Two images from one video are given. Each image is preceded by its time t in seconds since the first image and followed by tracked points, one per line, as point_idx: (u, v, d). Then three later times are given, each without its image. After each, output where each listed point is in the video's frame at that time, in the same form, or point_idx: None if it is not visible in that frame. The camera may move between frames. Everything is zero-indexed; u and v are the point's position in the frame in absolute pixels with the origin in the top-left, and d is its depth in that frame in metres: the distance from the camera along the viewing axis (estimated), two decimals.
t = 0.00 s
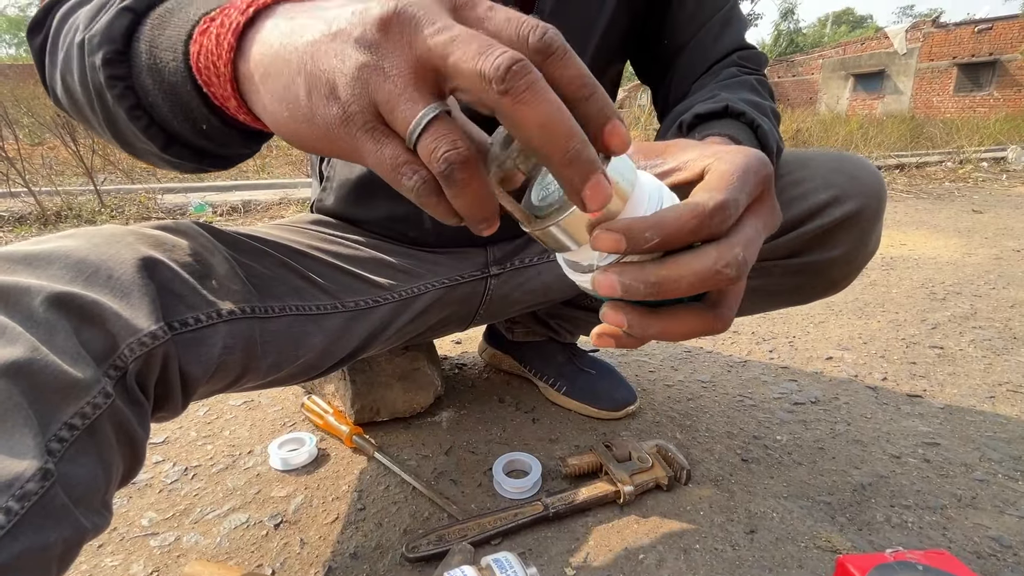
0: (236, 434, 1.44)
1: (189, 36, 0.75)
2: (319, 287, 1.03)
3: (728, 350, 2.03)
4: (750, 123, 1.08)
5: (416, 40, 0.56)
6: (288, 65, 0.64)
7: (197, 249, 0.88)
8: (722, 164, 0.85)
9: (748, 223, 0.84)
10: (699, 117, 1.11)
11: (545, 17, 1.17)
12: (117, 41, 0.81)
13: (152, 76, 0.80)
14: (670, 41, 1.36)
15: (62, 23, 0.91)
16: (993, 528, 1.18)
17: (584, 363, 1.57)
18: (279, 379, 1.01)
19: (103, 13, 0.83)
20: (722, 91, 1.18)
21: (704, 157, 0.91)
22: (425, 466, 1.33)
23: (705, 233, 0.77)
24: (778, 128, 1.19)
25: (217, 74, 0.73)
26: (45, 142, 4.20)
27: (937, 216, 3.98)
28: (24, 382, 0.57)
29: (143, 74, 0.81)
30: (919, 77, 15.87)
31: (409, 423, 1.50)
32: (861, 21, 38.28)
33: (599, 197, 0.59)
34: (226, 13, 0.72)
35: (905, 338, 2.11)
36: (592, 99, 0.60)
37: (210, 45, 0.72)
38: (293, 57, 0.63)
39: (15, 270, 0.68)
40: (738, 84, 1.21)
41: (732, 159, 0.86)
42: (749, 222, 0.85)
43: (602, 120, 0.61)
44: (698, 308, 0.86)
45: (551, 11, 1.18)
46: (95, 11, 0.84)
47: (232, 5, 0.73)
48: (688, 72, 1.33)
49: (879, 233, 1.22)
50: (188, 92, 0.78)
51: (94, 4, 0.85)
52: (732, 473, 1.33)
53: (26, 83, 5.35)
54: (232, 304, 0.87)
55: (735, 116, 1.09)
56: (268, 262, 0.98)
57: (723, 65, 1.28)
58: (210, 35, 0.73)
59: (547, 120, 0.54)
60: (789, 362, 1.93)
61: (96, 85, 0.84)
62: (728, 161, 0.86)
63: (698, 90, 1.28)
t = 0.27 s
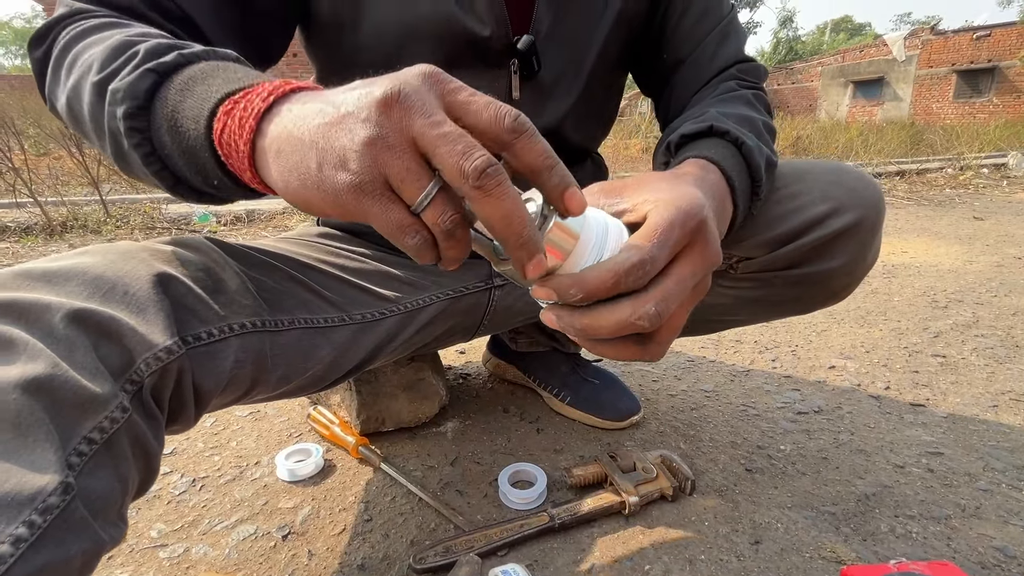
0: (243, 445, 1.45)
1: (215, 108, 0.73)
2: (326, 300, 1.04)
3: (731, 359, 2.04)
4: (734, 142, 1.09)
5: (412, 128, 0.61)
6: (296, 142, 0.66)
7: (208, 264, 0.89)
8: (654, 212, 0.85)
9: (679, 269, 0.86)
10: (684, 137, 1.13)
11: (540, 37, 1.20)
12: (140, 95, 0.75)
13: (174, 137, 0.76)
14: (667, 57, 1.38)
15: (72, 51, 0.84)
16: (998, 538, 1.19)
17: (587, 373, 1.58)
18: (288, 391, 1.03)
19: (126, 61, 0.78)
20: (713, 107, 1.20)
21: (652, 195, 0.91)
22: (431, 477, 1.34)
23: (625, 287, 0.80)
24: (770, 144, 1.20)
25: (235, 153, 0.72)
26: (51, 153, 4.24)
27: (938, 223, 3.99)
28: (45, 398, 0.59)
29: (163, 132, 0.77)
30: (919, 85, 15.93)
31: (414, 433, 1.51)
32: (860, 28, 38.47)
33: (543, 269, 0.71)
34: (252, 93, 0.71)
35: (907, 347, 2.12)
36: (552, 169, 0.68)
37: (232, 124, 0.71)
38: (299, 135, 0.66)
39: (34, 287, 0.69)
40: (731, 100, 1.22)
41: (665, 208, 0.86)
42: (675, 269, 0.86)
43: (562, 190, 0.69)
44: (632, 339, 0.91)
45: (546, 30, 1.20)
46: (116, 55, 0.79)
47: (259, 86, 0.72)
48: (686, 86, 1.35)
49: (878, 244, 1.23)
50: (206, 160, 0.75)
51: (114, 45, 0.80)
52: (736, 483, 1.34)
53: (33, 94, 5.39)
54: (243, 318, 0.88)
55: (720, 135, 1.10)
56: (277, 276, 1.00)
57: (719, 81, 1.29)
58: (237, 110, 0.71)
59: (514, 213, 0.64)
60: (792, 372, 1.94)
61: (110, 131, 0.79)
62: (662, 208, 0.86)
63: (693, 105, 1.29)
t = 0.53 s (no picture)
0: (250, 456, 1.46)
1: (252, 190, 0.78)
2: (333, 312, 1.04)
3: (732, 367, 2.05)
4: (723, 161, 1.11)
5: (414, 213, 0.68)
6: (325, 225, 0.73)
7: (220, 280, 0.91)
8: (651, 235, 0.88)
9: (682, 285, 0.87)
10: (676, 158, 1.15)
11: (540, 57, 1.21)
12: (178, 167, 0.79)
13: (215, 205, 0.81)
14: (666, 74, 1.41)
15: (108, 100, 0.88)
16: (998, 546, 1.20)
17: (590, 382, 1.60)
18: (297, 404, 1.04)
19: (160, 128, 0.81)
20: (709, 125, 1.22)
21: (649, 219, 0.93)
22: (436, 487, 1.35)
23: (635, 308, 0.82)
24: (764, 160, 1.22)
25: (276, 230, 0.78)
26: (56, 163, 4.27)
27: (939, 229, 4.01)
28: (68, 416, 0.63)
29: (204, 199, 0.82)
30: (919, 90, 15.98)
31: (419, 443, 1.52)
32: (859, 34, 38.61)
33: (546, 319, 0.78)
34: (284, 176, 0.76)
35: (908, 354, 2.13)
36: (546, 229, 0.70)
37: (269, 208, 0.77)
38: (324, 217, 0.72)
39: (56, 305, 0.73)
40: (727, 116, 1.24)
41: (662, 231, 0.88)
42: (680, 285, 0.87)
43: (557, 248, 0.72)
44: (644, 357, 0.94)
45: (546, 49, 1.21)
46: (151, 117, 0.82)
47: (289, 169, 0.77)
48: (686, 100, 1.37)
49: (877, 255, 1.25)
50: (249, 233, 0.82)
51: (147, 103, 0.82)
52: (738, 492, 1.35)
53: (38, 104, 5.43)
54: (254, 332, 0.90)
55: (709, 156, 1.12)
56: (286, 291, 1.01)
57: (718, 96, 1.31)
58: (273, 195, 0.76)
59: (509, 283, 0.70)
60: (793, 380, 1.95)
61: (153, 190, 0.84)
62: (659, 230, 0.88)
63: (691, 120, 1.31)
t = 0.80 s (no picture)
0: (252, 458, 1.46)
1: (271, 232, 0.80)
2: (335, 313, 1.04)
3: (735, 367, 2.05)
4: (719, 157, 1.10)
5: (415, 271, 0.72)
6: (338, 272, 0.76)
7: (220, 282, 0.91)
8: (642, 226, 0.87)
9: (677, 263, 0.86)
10: (673, 155, 1.15)
11: (542, 56, 1.20)
12: (192, 201, 0.80)
13: (234, 239, 0.83)
14: (669, 73, 1.40)
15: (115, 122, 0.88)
16: (1006, 546, 1.19)
17: (593, 383, 1.59)
18: (298, 405, 1.04)
19: (171, 159, 0.81)
20: (709, 122, 1.21)
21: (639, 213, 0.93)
22: (438, 488, 1.35)
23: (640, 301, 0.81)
24: (764, 156, 1.20)
25: (294, 270, 0.81)
26: (57, 166, 4.28)
27: (941, 227, 4.00)
28: (67, 418, 0.62)
29: (222, 233, 0.83)
30: (920, 89, 15.96)
31: (421, 445, 1.51)
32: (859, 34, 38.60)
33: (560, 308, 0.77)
34: (298, 221, 0.79)
35: (912, 353, 2.12)
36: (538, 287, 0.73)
37: (287, 252, 0.80)
38: (335, 267, 0.76)
39: (55, 307, 0.72)
40: (726, 114, 1.23)
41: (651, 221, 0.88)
42: (680, 267, 0.86)
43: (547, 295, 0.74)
44: (666, 347, 0.91)
45: (548, 49, 1.20)
46: (161, 147, 0.82)
47: (303, 213, 0.79)
48: (688, 99, 1.36)
49: (880, 254, 1.24)
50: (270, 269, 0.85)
51: (155, 131, 0.82)
52: (742, 492, 1.34)
53: (40, 108, 5.44)
54: (255, 333, 0.90)
55: (705, 152, 1.11)
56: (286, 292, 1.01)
57: (720, 94, 1.31)
58: (290, 239, 0.79)
59: (525, 277, 0.71)
60: (796, 379, 1.94)
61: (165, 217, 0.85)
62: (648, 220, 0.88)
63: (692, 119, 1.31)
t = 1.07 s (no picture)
0: (255, 459, 1.46)
1: (278, 232, 0.80)
2: (337, 314, 1.04)
3: (736, 366, 2.05)
4: (724, 157, 1.11)
5: (427, 293, 0.73)
6: (348, 281, 0.77)
7: (223, 283, 0.92)
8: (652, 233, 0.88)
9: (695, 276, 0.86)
10: (678, 153, 1.15)
11: (542, 52, 1.20)
12: (200, 202, 0.81)
13: (241, 240, 0.83)
14: (668, 73, 1.40)
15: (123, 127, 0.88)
16: (1008, 544, 1.19)
17: (594, 382, 1.59)
18: (301, 406, 1.04)
19: (178, 160, 0.82)
20: (712, 121, 1.21)
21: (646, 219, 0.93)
22: (441, 488, 1.35)
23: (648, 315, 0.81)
24: (767, 158, 1.21)
25: (303, 270, 0.82)
26: (59, 168, 4.29)
27: (942, 225, 4.00)
28: (71, 419, 0.63)
29: (230, 235, 0.84)
30: (921, 86, 15.93)
31: (423, 445, 1.52)
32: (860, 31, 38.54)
33: (578, 329, 0.76)
34: (306, 222, 0.79)
35: (914, 351, 2.12)
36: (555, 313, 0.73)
37: (295, 253, 0.80)
38: (345, 274, 0.77)
39: (59, 309, 0.73)
40: (728, 113, 1.24)
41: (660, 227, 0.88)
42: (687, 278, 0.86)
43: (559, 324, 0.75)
44: (665, 355, 0.91)
45: (548, 46, 1.21)
46: (170, 148, 0.83)
47: (309, 215, 0.79)
48: (688, 97, 1.36)
49: (881, 253, 1.24)
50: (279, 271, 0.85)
51: (163, 134, 0.83)
52: (744, 491, 1.34)
53: (41, 111, 5.46)
54: (258, 335, 0.90)
55: (711, 151, 1.12)
56: (288, 293, 1.01)
57: (721, 93, 1.31)
58: (297, 241, 0.79)
59: (546, 301, 0.72)
60: (797, 378, 1.95)
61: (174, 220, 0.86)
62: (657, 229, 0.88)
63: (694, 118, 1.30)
